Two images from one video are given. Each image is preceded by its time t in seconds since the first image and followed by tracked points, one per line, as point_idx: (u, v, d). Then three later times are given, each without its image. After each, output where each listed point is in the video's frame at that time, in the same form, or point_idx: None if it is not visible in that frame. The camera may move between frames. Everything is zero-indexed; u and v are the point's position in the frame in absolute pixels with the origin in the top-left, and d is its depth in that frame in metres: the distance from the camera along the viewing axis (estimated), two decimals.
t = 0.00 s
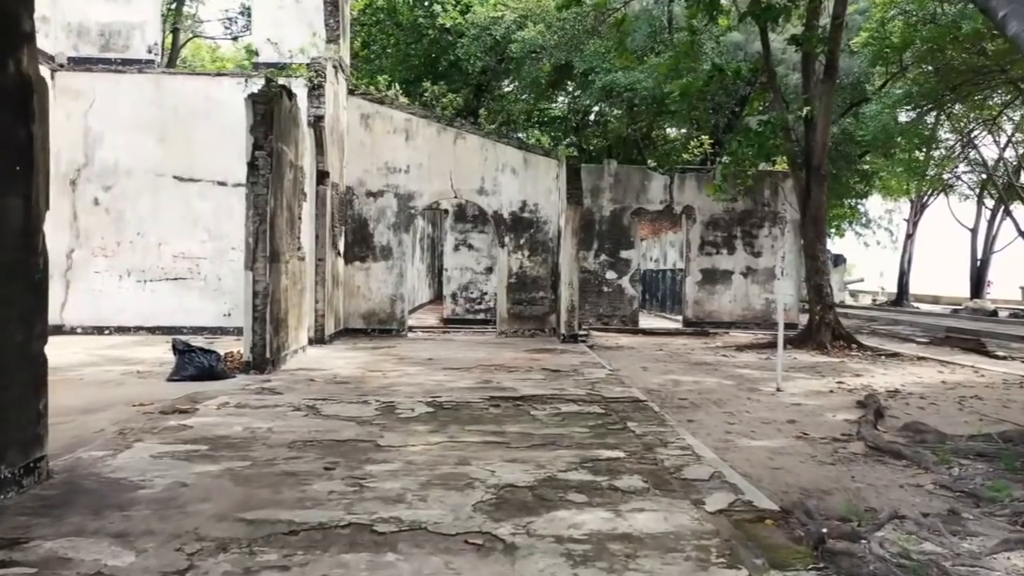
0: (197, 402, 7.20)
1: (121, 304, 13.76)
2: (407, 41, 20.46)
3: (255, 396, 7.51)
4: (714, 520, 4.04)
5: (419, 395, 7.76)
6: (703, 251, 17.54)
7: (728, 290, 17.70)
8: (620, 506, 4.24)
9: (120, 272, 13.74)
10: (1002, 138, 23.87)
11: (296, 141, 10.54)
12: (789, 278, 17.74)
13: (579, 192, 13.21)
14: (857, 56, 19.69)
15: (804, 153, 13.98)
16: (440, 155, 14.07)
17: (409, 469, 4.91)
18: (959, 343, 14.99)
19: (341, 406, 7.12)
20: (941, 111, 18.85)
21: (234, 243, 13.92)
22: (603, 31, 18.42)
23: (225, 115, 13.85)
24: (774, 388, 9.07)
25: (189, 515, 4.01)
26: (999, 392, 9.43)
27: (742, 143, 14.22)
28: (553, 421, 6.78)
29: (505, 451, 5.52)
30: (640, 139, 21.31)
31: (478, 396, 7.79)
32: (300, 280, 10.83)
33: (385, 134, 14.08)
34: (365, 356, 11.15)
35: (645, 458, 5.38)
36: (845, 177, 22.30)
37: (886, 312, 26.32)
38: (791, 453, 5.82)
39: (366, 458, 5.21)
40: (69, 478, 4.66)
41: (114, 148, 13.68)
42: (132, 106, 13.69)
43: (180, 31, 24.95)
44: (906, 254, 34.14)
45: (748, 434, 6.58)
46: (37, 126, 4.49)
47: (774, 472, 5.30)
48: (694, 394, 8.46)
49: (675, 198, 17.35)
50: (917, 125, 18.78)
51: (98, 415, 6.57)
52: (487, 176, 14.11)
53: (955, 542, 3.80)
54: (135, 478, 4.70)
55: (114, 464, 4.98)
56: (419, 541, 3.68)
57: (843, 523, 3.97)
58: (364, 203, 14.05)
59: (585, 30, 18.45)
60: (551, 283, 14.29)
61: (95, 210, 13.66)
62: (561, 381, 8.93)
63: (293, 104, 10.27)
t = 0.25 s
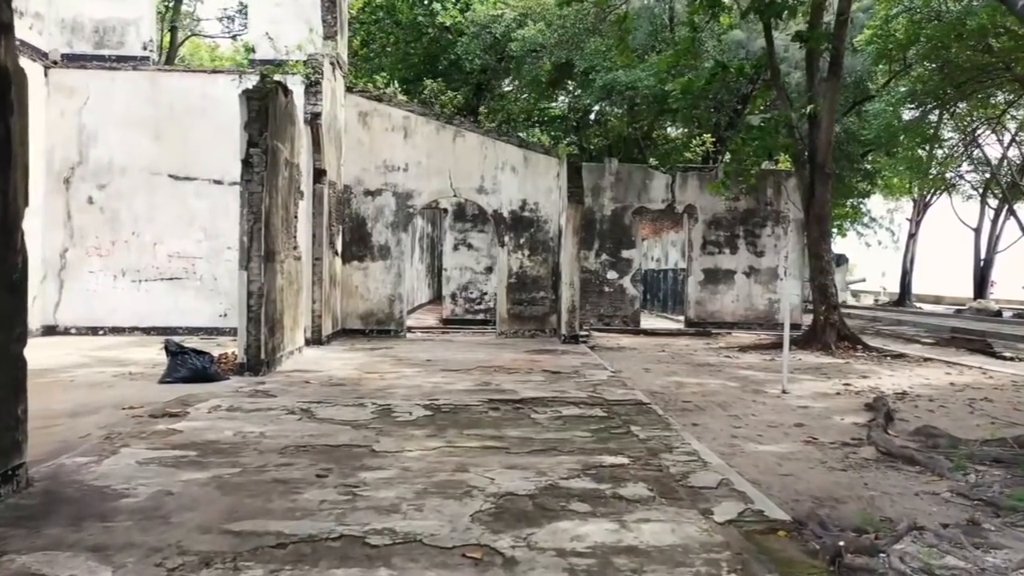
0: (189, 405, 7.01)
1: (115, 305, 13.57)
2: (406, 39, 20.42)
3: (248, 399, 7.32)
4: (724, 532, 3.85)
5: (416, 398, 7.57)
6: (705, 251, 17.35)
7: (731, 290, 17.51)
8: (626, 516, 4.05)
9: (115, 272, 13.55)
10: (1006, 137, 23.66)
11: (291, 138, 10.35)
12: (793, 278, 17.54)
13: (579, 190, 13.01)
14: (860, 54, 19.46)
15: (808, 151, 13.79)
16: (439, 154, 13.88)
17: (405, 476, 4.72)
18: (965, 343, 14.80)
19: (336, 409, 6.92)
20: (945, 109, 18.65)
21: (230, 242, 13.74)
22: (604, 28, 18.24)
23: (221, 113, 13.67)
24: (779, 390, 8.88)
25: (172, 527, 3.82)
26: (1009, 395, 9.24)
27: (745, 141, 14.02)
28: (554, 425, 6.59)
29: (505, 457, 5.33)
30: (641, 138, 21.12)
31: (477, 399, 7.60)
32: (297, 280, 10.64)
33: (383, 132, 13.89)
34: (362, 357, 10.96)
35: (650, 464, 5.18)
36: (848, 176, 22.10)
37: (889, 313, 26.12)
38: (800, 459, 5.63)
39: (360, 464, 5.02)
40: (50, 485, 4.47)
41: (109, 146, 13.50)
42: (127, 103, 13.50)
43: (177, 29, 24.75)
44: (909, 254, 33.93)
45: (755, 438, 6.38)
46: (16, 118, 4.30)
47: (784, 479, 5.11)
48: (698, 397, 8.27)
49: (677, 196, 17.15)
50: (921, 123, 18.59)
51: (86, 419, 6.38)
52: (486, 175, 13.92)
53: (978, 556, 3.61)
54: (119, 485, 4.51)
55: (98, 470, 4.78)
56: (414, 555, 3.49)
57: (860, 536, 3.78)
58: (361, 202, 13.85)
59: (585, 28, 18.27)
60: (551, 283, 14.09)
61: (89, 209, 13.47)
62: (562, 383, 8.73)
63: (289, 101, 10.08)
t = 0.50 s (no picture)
0: (181, 409, 6.84)
1: (111, 305, 13.40)
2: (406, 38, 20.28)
3: (242, 402, 7.15)
4: (735, 544, 3.68)
5: (414, 401, 7.40)
6: (707, 250, 17.18)
7: (733, 291, 17.34)
8: (631, 528, 3.88)
9: (111, 272, 13.38)
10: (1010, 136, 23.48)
11: (288, 136, 10.18)
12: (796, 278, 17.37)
13: (580, 189, 12.84)
14: (863, 52, 19.26)
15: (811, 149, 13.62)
16: (439, 152, 13.71)
17: (402, 484, 4.56)
18: (970, 345, 14.62)
19: (332, 413, 6.76)
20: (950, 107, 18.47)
21: (226, 242, 13.57)
22: (605, 27, 18.18)
23: (218, 111, 13.50)
24: (785, 392, 8.71)
25: (157, 539, 3.65)
26: (1019, 397, 9.07)
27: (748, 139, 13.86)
28: (555, 429, 6.42)
29: (505, 463, 5.16)
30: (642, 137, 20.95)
31: (477, 402, 7.43)
32: (294, 280, 10.47)
33: (382, 130, 13.72)
34: (360, 359, 10.79)
35: (655, 471, 5.01)
36: (850, 175, 21.92)
37: (891, 313, 25.95)
38: (810, 465, 5.46)
39: (356, 472, 4.85)
40: (32, 494, 4.30)
41: (104, 144, 13.33)
42: (123, 101, 13.34)
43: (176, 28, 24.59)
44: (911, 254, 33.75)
45: (762, 443, 6.21)
46: None
47: (794, 487, 4.94)
48: (702, 399, 8.09)
49: (679, 196, 16.98)
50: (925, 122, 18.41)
51: (75, 423, 6.21)
52: (486, 174, 13.75)
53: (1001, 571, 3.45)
54: (104, 494, 4.34)
55: (83, 478, 4.61)
56: (410, 570, 3.32)
57: (877, 549, 3.61)
58: (360, 201, 13.68)
59: (586, 26, 18.09)
60: (552, 283, 13.91)
61: (84, 209, 13.30)
62: (564, 385, 8.56)
63: (286, 98, 9.93)
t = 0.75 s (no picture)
0: (170, 415, 6.64)
1: (105, 306, 13.21)
2: (405, 37, 20.14)
3: (233, 407, 6.95)
4: (745, 562, 3.48)
5: (411, 406, 7.20)
6: (709, 251, 16.98)
7: (736, 291, 17.14)
8: (636, 543, 3.69)
9: (104, 273, 13.19)
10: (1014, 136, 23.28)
11: (283, 134, 9.99)
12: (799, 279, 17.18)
13: (581, 189, 12.65)
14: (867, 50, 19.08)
15: (816, 147, 13.44)
16: (437, 151, 13.52)
17: (395, 496, 4.36)
18: (977, 346, 14.41)
19: (326, 419, 6.56)
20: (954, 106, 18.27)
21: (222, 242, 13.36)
22: (606, 25, 18.03)
23: (213, 109, 13.30)
24: (791, 396, 8.51)
25: (135, 557, 3.45)
26: None
27: (751, 138, 13.67)
28: (556, 436, 6.22)
29: (503, 472, 4.96)
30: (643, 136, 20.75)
31: (475, 406, 7.24)
32: (289, 281, 10.28)
33: (380, 129, 13.53)
34: (356, 361, 10.59)
35: (660, 481, 4.81)
36: (853, 175, 21.72)
37: (895, 314, 25.72)
38: (820, 475, 5.26)
39: (347, 482, 4.65)
40: (6, 508, 4.10)
41: (98, 143, 13.14)
42: (117, 100, 13.15)
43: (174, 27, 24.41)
44: (914, 254, 33.53)
45: (769, 450, 6.02)
46: None
47: (805, 497, 4.74)
48: (706, 404, 7.89)
49: (681, 195, 16.78)
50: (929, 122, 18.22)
51: (60, 430, 6.01)
52: (486, 173, 13.56)
53: None
54: (82, 507, 4.14)
55: (63, 490, 4.42)
56: None
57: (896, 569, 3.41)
58: (358, 200, 13.49)
59: (587, 24, 17.91)
60: (552, 283, 13.71)
61: (78, 208, 13.11)
62: (564, 389, 8.37)
63: (281, 95, 9.75)
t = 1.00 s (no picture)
0: (160, 419, 6.48)
1: (98, 307, 13.05)
2: (404, 36, 19.90)
3: (225, 411, 6.79)
4: None
5: (407, 409, 7.03)
6: (711, 251, 16.82)
7: (737, 292, 16.97)
8: (638, 557, 3.52)
9: (98, 273, 13.03)
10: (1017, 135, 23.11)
11: (278, 132, 9.83)
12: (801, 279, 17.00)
13: (581, 188, 12.48)
14: (869, 49, 18.91)
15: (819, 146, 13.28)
16: (436, 150, 13.35)
17: (387, 506, 4.19)
18: (982, 348, 14.25)
19: (319, 423, 6.39)
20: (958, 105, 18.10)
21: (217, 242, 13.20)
22: (606, 23, 17.91)
23: (208, 107, 13.13)
24: (795, 399, 8.34)
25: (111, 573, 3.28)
26: None
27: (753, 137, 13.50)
28: (555, 441, 6.05)
29: (500, 480, 4.80)
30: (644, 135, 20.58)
31: (473, 410, 7.07)
32: (284, 281, 10.12)
33: (377, 128, 13.36)
34: (353, 363, 10.43)
35: (662, 489, 4.65)
36: (855, 174, 21.56)
37: (897, 314, 25.55)
38: (827, 482, 5.10)
39: (338, 491, 4.48)
40: None
41: (92, 142, 12.97)
42: (111, 98, 12.99)
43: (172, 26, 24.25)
44: (915, 254, 33.36)
45: (774, 455, 5.85)
46: None
47: (812, 506, 4.58)
48: (709, 407, 7.73)
49: (682, 195, 16.61)
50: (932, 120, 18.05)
51: (44, 435, 5.84)
52: (485, 172, 13.39)
53: None
54: (61, 518, 3.98)
55: (42, 499, 4.26)
56: None
57: None
58: (355, 200, 13.33)
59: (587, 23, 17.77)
60: (552, 284, 13.54)
61: (71, 208, 12.95)
62: (564, 392, 8.20)
63: (276, 92, 9.59)
